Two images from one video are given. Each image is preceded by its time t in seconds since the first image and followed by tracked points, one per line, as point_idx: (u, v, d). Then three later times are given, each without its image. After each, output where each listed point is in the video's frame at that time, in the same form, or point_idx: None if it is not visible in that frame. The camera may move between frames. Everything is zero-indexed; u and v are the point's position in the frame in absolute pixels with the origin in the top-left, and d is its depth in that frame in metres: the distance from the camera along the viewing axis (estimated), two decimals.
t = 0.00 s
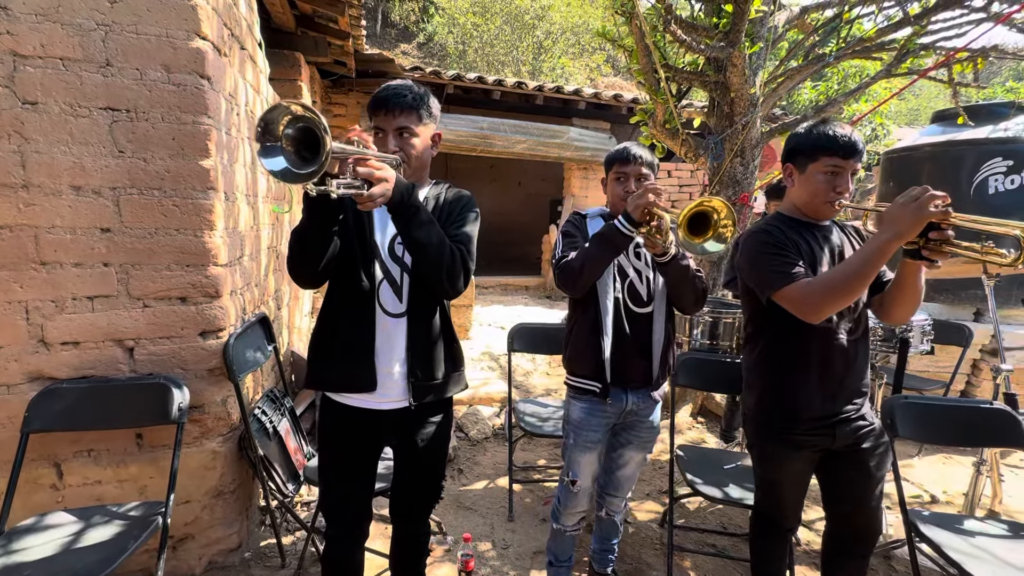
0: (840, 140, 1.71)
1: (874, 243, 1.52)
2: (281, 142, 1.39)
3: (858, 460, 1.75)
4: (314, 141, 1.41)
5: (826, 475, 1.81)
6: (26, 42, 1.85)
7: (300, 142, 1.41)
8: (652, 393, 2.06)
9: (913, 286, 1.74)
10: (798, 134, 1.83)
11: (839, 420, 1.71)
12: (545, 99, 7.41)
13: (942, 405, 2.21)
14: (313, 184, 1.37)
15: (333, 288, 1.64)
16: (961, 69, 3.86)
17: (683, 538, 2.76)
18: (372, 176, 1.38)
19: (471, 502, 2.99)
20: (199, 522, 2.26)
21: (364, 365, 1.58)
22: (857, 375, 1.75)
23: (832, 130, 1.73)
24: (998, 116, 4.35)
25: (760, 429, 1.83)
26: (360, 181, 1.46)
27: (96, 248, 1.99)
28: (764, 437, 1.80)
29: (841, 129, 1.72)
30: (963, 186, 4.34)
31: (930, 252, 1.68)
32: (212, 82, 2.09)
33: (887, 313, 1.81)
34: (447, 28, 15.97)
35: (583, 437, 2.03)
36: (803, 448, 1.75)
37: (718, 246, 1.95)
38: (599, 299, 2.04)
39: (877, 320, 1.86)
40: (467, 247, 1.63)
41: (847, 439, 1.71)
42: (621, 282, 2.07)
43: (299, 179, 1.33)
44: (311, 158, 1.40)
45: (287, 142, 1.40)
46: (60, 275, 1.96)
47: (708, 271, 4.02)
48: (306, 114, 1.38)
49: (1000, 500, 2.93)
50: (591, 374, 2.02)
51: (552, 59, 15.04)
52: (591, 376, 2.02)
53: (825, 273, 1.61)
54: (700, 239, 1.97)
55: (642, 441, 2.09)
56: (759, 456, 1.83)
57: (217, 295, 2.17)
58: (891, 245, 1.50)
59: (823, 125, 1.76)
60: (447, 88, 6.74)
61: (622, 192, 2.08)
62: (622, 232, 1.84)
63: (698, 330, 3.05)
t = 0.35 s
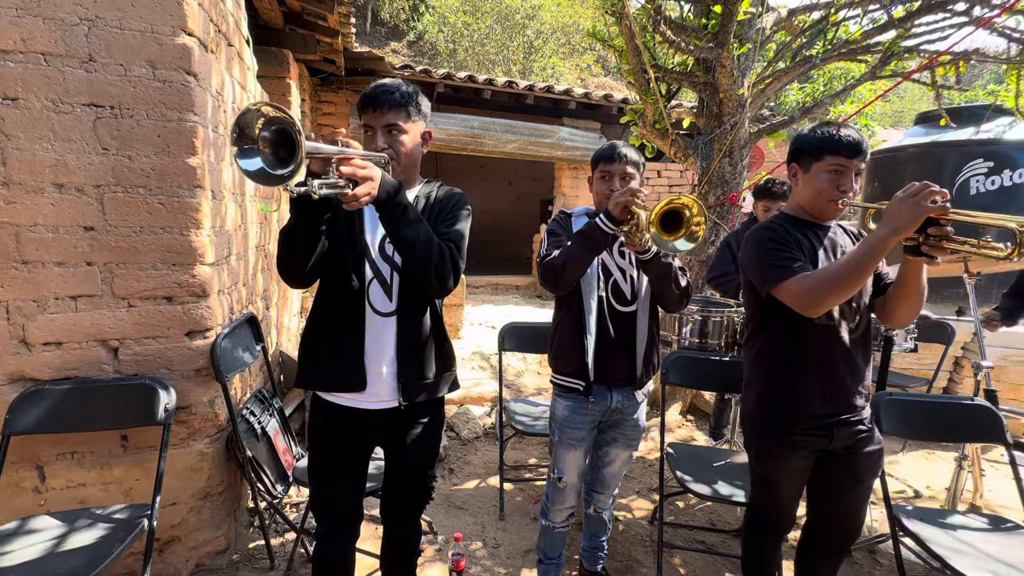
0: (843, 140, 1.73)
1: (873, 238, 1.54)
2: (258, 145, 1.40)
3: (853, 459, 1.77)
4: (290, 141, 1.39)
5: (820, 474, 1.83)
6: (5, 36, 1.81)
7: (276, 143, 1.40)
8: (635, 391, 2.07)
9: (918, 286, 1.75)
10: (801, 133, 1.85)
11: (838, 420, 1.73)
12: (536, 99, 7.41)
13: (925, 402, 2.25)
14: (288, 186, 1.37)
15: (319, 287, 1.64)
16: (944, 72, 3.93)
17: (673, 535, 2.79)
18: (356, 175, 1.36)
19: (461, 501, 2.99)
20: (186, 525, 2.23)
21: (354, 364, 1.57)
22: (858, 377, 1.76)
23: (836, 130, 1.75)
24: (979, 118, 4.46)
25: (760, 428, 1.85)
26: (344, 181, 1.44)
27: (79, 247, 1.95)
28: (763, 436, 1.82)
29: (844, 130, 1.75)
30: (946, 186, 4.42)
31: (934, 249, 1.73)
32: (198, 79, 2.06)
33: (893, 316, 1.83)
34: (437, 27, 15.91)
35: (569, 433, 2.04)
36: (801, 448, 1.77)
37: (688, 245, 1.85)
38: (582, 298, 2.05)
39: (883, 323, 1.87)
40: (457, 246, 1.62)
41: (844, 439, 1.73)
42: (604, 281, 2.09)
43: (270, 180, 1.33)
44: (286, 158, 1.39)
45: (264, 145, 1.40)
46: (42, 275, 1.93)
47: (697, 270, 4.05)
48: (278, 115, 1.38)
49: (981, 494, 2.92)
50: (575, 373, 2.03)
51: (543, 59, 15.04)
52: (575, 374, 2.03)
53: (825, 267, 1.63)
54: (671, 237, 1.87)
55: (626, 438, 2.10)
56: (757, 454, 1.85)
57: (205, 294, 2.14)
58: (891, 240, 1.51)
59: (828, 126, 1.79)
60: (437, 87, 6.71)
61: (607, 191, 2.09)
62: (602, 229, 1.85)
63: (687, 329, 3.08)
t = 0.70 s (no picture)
0: (844, 140, 1.75)
1: (863, 230, 1.56)
2: (233, 143, 1.37)
3: (845, 460, 1.78)
4: (265, 139, 1.37)
5: (812, 473, 1.85)
6: None
7: (251, 142, 1.38)
8: (618, 388, 2.08)
9: (918, 284, 1.76)
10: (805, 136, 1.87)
11: (833, 418, 1.75)
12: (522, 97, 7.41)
13: (900, 397, 2.31)
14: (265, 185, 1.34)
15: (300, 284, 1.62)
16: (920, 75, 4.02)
17: (657, 531, 2.81)
18: (336, 172, 1.34)
19: (447, 501, 2.98)
20: (166, 528, 2.19)
21: (337, 362, 1.56)
22: (855, 376, 1.78)
23: (835, 131, 1.77)
24: (954, 121, 4.58)
25: (756, 424, 1.87)
26: (326, 179, 1.40)
27: (52, 245, 1.90)
28: (758, 432, 1.85)
29: (841, 130, 1.77)
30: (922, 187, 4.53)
31: (924, 243, 1.69)
32: (176, 74, 2.02)
33: (898, 316, 1.83)
34: (423, 24, 15.81)
35: (553, 429, 2.05)
36: (794, 446, 1.79)
37: (671, 246, 1.93)
38: (565, 296, 2.06)
39: (892, 325, 1.87)
40: (442, 242, 1.61)
41: (838, 437, 1.74)
42: (587, 280, 2.09)
43: (245, 179, 1.31)
44: (262, 156, 1.36)
45: (239, 143, 1.38)
46: (13, 274, 1.87)
47: (681, 269, 4.09)
48: (250, 112, 1.35)
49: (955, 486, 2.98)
50: (559, 371, 2.04)
51: (529, 58, 15.02)
52: (559, 372, 2.04)
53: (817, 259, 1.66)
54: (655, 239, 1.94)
55: (609, 435, 2.11)
56: (751, 451, 1.87)
57: (184, 294, 2.10)
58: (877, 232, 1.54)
59: (827, 128, 1.81)
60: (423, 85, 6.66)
61: (590, 191, 2.10)
62: (585, 229, 1.85)
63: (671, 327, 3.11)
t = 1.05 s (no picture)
0: (824, 136, 1.79)
1: (836, 218, 1.60)
2: (212, 138, 1.33)
3: (820, 452, 1.83)
4: (248, 135, 1.34)
5: (788, 464, 1.89)
6: None
7: (232, 137, 1.35)
8: (599, 384, 2.10)
9: (903, 275, 1.78)
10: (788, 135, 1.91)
11: (809, 410, 1.80)
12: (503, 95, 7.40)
13: (869, 390, 2.38)
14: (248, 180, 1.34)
15: (277, 281, 1.59)
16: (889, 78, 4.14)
17: (637, 525, 2.85)
18: (314, 168, 1.32)
19: (428, 499, 2.97)
20: (136, 533, 2.13)
21: (316, 361, 1.53)
22: (834, 370, 1.81)
23: (817, 129, 1.82)
24: (921, 123, 4.69)
25: (735, 415, 1.92)
26: (305, 174, 1.40)
27: (11, 241, 1.83)
28: (737, 423, 1.89)
29: (822, 129, 1.81)
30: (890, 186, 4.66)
31: (898, 233, 1.71)
32: (144, 65, 1.96)
33: (885, 307, 1.86)
34: (403, 20, 15.63)
35: (535, 426, 2.05)
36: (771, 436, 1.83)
37: (663, 240, 2.12)
38: (548, 292, 2.07)
39: (881, 316, 1.89)
40: (422, 238, 1.60)
41: (812, 429, 1.79)
42: (570, 277, 2.10)
43: (231, 176, 1.29)
44: (245, 153, 1.34)
45: (219, 138, 1.34)
46: None
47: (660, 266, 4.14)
48: (234, 108, 1.32)
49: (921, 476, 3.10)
50: (541, 368, 2.04)
51: (510, 55, 14.97)
52: (541, 369, 2.04)
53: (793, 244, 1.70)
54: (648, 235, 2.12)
55: (591, 430, 2.13)
56: (729, 441, 1.91)
57: (153, 292, 2.04)
58: (849, 219, 1.57)
59: (808, 128, 1.85)
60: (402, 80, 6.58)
61: (573, 189, 2.11)
62: (572, 226, 1.87)
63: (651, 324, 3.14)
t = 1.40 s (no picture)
0: (795, 136, 1.82)
1: (800, 214, 1.63)
2: (163, 133, 1.28)
3: (786, 443, 1.88)
4: (200, 130, 1.28)
5: (757, 456, 1.94)
6: None
7: (183, 132, 1.29)
8: (576, 379, 2.11)
9: (863, 271, 1.84)
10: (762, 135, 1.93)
11: (776, 402, 1.84)
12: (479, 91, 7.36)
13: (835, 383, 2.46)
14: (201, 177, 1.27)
15: (245, 279, 1.54)
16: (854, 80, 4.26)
17: (612, 519, 2.88)
18: (276, 164, 1.29)
19: (404, 498, 2.95)
20: (97, 541, 2.05)
21: (285, 361, 1.50)
22: (801, 363, 1.85)
23: (789, 129, 1.85)
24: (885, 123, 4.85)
25: (707, 407, 1.95)
26: (267, 171, 1.34)
27: None
28: (709, 415, 1.93)
29: (796, 128, 1.84)
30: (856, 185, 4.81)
31: (860, 229, 1.78)
32: (100, 54, 1.88)
33: (846, 302, 1.92)
34: (378, 14, 15.39)
35: (514, 423, 2.04)
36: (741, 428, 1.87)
37: (652, 237, 2.18)
38: (528, 288, 2.06)
39: (841, 310, 1.95)
40: (392, 236, 1.58)
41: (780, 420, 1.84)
42: (548, 275, 2.10)
43: (178, 173, 1.23)
44: (197, 148, 1.28)
45: (169, 133, 1.28)
46: None
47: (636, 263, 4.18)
48: (184, 101, 1.26)
49: (883, 464, 3.22)
50: (520, 366, 2.04)
51: (487, 51, 14.89)
52: (519, 367, 2.04)
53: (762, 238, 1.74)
54: (637, 233, 2.17)
55: (568, 425, 2.14)
56: (701, 433, 1.95)
57: (113, 291, 1.97)
58: (812, 216, 1.60)
59: (780, 128, 1.88)
60: (377, 75, 6.47)
61: (549, 187, 2.12)
62: (554, 224, 1.87)
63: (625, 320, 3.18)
